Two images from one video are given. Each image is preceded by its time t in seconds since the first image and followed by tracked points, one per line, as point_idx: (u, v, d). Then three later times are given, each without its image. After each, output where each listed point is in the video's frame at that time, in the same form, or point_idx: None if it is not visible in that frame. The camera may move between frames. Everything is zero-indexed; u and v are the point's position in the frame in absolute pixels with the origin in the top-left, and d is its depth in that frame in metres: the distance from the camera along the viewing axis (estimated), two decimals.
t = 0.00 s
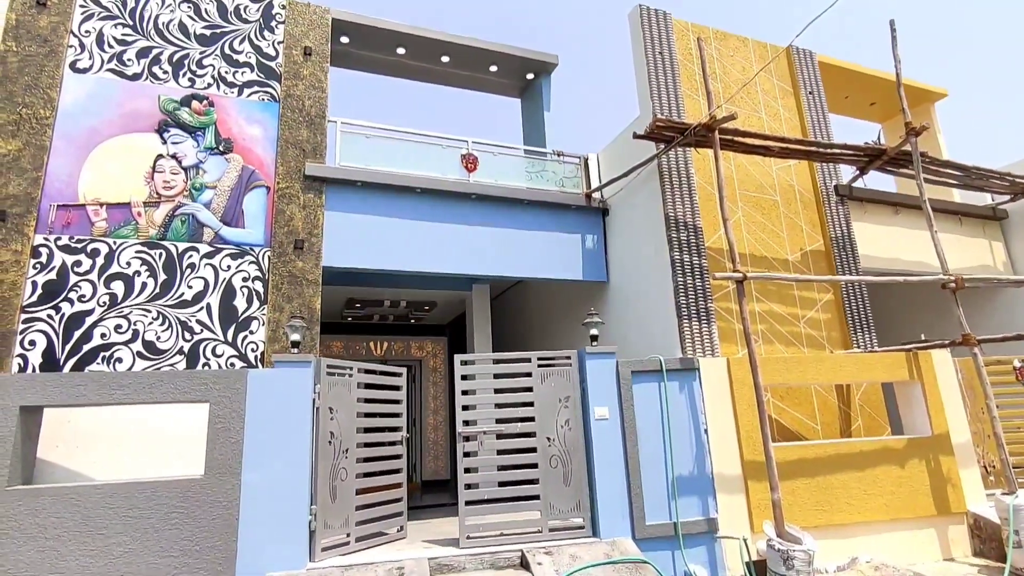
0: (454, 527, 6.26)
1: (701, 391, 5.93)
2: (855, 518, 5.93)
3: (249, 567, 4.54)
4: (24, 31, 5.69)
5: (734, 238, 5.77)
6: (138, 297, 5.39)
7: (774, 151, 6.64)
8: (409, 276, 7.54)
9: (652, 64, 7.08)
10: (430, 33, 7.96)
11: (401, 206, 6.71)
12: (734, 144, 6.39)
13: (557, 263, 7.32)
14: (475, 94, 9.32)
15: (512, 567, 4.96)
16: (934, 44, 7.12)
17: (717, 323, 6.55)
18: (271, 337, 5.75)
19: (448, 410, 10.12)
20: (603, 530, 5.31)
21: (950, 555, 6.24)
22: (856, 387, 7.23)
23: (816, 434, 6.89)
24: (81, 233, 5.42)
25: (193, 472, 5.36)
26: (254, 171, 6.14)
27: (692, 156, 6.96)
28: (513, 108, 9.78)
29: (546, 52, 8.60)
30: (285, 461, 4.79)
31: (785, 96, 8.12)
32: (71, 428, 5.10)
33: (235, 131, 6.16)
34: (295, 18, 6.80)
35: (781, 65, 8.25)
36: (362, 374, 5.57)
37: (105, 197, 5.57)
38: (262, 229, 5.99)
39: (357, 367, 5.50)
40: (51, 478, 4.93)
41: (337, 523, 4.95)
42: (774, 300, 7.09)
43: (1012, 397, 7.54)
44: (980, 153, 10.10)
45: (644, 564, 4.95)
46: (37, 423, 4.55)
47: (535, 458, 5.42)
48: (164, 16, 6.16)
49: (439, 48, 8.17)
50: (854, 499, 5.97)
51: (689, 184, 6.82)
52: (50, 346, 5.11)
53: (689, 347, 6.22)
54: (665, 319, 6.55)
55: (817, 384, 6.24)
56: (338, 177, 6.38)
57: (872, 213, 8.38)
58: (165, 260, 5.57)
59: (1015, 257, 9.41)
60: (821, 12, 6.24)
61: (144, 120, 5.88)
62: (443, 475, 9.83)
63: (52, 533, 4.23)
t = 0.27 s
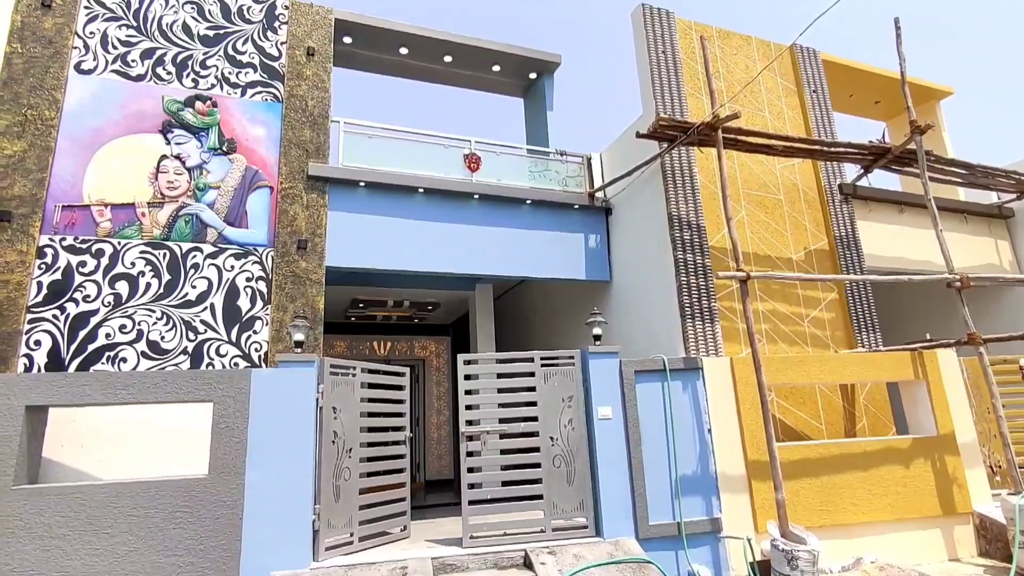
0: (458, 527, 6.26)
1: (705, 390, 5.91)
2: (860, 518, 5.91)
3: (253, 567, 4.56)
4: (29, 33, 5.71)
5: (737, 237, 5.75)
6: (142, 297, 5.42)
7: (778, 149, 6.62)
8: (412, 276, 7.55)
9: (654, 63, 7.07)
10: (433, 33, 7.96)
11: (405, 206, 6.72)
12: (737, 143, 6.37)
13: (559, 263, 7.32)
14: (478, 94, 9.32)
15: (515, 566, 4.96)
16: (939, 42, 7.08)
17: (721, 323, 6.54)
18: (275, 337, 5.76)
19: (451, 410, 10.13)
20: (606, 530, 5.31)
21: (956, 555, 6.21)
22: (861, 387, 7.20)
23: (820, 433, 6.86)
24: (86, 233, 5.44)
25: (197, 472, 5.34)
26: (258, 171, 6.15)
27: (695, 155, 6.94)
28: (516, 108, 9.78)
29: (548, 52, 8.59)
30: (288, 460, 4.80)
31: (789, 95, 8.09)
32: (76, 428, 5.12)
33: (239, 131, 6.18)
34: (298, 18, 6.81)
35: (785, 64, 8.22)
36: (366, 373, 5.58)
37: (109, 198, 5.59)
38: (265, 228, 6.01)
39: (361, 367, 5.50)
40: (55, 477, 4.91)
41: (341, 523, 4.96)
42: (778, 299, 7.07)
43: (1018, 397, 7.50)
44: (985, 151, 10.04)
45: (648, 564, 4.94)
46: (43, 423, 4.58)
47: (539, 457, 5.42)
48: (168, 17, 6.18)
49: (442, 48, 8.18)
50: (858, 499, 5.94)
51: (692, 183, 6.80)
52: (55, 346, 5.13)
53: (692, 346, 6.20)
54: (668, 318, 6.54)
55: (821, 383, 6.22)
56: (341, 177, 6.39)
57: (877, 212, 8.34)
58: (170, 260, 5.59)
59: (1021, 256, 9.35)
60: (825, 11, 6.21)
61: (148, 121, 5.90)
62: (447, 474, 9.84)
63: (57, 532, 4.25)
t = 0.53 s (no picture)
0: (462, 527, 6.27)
1: (709, 390, 5.90)
2: (866, 519, 5.88)
3: (258, 565, 4.57)
4: (35, 35, 5.74)
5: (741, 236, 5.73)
6: (147, 297, 5.44)
7: (782, 148, 6.59)
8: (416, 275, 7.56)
9: (658, 62, 7.05)
10: (436, 33, 7.97)
11: (408, 206, 6.73)
12: (741, 141, 6.35)
13: (563, 262, 7.31)
14: (481, 93, 9.32)
15: (519, 566, 4.96)
16: (944, 40, 7.04)
17: (725, 322, 6.52)
18: (279, 337, 5.78)
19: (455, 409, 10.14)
20: (610, 530, 5.30)
21: (962, 556, 6.17)
22: (866, 386, 7.17)
23: (825, 433, 6.84)
24: (91, 234, 5.47)
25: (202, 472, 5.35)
26: (262, 172, 6.17)
27: (699, 154, 6.93)
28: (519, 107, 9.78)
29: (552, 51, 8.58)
30: (293, 460, 4.81)
31: (793, 93, 8.06)
32: (82, 428, 5.15)
33: (243, 131, 6.20)
34: (301, 19, 6.82)
35: (789, 62, 8.19)
36: (370, 373, 5.59)
37: (114, 198, 5.62)
38: (269, 229, 6.02)
39: (365, 367, 5.51)
40: (63, 477, 4.96)
41: (345, 522, 4.98)
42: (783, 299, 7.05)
43: None
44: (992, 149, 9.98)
45: (652, 564, 4.93)
46: (49, 422, 4.60)
47: (542, 457, 5.42)
48: (172, 18, 6.20)
49: (445, 47, 8.18)
50: (864, 499, 5.92)
51: (696, 183, 6.78)
52: (61, 346, 5.16)
53: (696, 346, 6.20)
54: (672, 317, 6.52)
55: (826, 382, 6.19)
56: (345, 177, 6.40)
57: (882, 211, 8.30)
58: (174, 260, 5.62)
59: None
60: (829, 9, 6.19)
61: (153, 122, 5.92)
62: (451, 473, 9.87)
63: (64, 531, 4.27)
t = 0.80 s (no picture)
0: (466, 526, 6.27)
1: (713, 389, 5.89)
2: (871, 519, 5.85)
3: (263, 565, 4.59)
4: (40, 36, 5.77)
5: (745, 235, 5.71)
6: (152, 298, 5.46)
7: (786, 147, 6.57)
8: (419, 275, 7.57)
9: (661, 61, 7.04)
10: (439, 33, 7.97)
11: (412, 205, 6.73)
12: (745, 140, 6.33)
13: (567, 262, 7.30)
14: (485, 93, 9.32)
15: (523, 566, 4.96)
16: (950, 37, 7.00)
17: (729, 322, 6.51)
18: (283, 337, 5.79)
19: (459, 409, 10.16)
20: (614, 530, 5.29)
21: (968, 556, 6.14)
22: (871, 386, 7.13)
23: (830, 433, 6.81)
24: (97, 234, 5.49)
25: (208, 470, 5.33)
26: (266, 172, 6.18)
27: (703, 153, 6.91)
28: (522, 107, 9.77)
29: (555, 50, 8.58)
30: (297, 460, 4.83)
31: (798, 92, 8.04)
32: (88, 427, 5.17)
33: (247, 132, 6.22)
34: (305, 19, 6.84)
35: (793, 61, 8.16)
36: (374, 373, 5.60)
37: (120, 199, 5.64)
38: (274, 229, 6.04)
39: (368, 366, 5.52)
40: (70, 476, 5.00)
41: (349, 522, 4.99)
42: (787, 298, 7.02)
43: None
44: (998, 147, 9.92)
45: (656, 564, 4.92)
46: (55, 422, 4.63)
47: (546, 457, 5.42)
48: (177, 19, 6.22)
49: (449, 47, 8.18)
50: (869, 499, 5.89)
51: (700, 182, 6.77)
52: (67, 346, 5.19)
53: (700, 345, 6.18)
54: (676, 317, 6.51)
55: (831, 382, 6.17)
56: (349, 177, 6.41)
57: (887, 210, 8.26)
58: (179, 260, 5.64)
59: None
60: (834, 7, 6.16)
61: (158, 123, 5.95)
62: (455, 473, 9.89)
63: (70, 530, 4.29)
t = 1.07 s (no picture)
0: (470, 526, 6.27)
1: (717, 389, 5.87)
2: (876, 519, 5.83)
3: (267, 564, 4.60)
4: (46, 38, 5.79)
5: (749, 234, 5.70)
6: (157, 298, 5.48)
7: (790, 146, 6.55)
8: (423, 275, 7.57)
9: (664, 60, 7.03)
10: (442, 33, 7.97)
11: (415, 205, 6.74)
12: (749, 139, 6.31)
13: (570, 262, 7.30)
14: (488, 93, 9.32)
15: (527, 565, 4.96)
16: (955, 35, 6.96)
17: (733, 321, 6.49)
18: (287, 337, 5.80)
19: (462, 409, 10.14)
20: (618, 530, 5.29)
21: (975, 556, 6.11)
22: (876, 385, 7.11)
23: (835, 433, 6.79)
24: (101, 235, 5.52)
25: (211, 470, 5.38)
26: (270, 172, 6.20)
27: (706, 152, 6.90)
28: (525, 107, 9.77)
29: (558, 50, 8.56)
30: (301, 459, 4.84)
31: (802, 90, 8.01)
32: (93, 427, 5.19)
33: (251, 132, 6.23)
34: (308, 20, 6.85)
35: (797, 59, 8.13)
36: (377, 373, 5.60)
37: (124, 200, 5.67)
38: (277, 229, 6.05)
39: (372, 366, 5.52)
40: (75, 476, 5.03)
41: (353, 521, 4.99)
42: (791, 297, 7.00)
43: None
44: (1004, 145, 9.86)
45: (660, 564, 4.91)
46: (61, 422, 4.65)
47: (550, 456, 5.42)
48: (181, 20, 6.24)
49: (452, 47, 8.18)
50: (874, 498, 5.87)
51: (703, 181, 6.75)
52: (72, 346, 5.21)
53: (704, 345, 6.17)
54: (680, 316, 6.50)
55: (835, 381, 6.15)
56: (352, 177, 6.41)
57: (892, 208, 8.23)
58: (184, 261, 5.65)
59: None
60: (837, 5, 6.13)
61: (162, 124, 5.97)
62: (459, 473, 9.86)
63: (76, 529, 4.32)
